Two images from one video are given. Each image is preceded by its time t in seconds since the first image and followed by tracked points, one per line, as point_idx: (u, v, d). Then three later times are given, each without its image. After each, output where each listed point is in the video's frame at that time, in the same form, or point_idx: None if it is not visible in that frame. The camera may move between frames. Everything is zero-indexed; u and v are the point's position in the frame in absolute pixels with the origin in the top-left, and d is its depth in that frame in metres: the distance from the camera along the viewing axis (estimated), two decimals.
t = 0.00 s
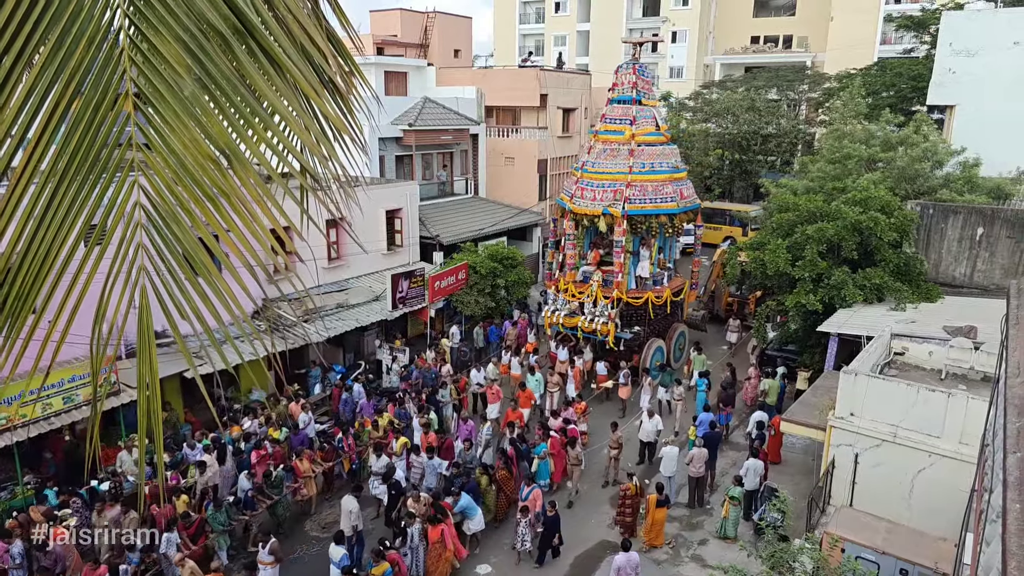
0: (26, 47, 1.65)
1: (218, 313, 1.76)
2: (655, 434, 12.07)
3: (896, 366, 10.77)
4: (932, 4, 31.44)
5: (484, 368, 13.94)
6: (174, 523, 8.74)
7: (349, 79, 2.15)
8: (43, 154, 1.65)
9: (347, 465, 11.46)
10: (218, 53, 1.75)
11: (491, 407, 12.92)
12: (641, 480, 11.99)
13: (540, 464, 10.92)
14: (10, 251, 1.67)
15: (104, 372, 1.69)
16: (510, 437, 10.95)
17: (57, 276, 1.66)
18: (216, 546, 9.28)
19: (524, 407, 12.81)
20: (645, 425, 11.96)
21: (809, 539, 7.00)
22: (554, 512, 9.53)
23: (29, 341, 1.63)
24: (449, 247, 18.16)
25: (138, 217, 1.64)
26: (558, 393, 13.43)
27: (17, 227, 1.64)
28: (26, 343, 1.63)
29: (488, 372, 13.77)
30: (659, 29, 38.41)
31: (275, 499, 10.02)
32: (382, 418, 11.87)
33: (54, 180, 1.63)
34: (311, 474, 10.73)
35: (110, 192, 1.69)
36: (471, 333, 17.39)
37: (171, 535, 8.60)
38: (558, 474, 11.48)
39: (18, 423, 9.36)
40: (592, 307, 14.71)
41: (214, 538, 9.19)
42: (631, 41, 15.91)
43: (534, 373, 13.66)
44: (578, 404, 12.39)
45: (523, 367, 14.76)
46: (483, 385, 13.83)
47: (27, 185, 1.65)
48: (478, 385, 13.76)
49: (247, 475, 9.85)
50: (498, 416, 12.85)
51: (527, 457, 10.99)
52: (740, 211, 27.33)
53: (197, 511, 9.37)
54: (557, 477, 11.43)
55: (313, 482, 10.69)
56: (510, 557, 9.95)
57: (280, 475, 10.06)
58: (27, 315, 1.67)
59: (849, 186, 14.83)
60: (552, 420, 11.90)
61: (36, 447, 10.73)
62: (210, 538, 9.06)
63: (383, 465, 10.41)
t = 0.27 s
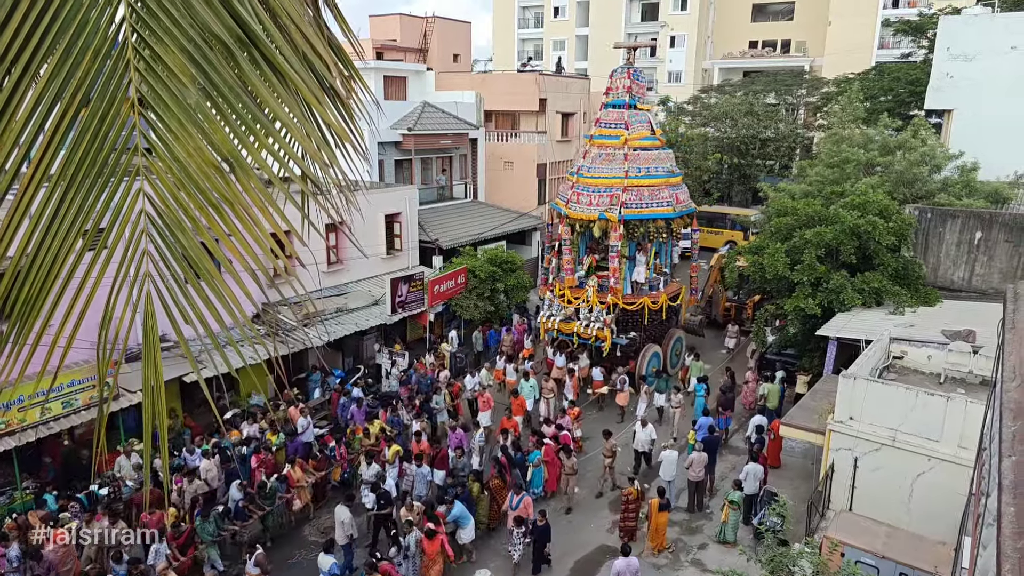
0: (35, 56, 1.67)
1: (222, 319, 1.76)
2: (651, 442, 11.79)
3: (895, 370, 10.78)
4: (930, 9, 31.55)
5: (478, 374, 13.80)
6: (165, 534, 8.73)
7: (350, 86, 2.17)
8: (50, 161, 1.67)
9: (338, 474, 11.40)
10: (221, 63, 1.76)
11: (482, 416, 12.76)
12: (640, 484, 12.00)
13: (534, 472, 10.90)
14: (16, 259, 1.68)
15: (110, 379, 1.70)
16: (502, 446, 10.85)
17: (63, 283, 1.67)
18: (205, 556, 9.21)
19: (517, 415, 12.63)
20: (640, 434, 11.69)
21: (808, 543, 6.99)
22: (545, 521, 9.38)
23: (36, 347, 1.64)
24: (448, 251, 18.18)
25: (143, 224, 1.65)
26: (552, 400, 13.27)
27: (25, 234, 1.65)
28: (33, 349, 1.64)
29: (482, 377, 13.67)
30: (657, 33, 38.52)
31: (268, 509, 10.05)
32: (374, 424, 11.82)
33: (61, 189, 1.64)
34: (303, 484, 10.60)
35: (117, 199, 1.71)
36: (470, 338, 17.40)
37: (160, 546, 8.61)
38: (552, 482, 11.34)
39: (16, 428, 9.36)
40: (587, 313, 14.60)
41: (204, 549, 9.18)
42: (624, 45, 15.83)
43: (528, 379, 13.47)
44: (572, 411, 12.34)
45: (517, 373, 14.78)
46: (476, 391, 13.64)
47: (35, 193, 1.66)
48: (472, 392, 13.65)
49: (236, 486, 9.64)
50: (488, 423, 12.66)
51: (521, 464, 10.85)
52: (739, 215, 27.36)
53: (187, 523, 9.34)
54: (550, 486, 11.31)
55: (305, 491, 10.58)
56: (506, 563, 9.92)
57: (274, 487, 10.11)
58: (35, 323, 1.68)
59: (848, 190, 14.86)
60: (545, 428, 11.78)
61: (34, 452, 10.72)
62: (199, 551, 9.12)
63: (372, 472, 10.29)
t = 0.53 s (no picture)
0: (35, 64, 1.68)
1: (219, 325, 1.77)
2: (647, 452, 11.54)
3: (895, 377, 10.77)
4: (928, 17, 31.68)
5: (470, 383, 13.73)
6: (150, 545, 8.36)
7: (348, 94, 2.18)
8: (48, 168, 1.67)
9: (328, 487, 11.10)
10: (219, 72, 1.77)
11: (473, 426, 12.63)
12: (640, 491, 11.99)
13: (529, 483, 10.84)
14: (15, 265, 1.68)
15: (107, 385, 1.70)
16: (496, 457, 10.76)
17: (61, 289, 1.68)
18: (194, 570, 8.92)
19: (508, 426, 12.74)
20: (635, 445, 11.44)
21: (808, 551, 6.97)
22: (537, 536, 9.21)
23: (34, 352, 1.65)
24: (448, 258, 18.19)
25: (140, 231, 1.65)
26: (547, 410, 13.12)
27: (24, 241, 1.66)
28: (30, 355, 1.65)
29: (475, 387, 13.65)
30: (656, 41, 38.66)
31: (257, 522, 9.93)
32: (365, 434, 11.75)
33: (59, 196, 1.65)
34: (293, 496, 10.49)
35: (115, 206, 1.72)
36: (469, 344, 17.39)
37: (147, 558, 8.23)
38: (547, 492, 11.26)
39: (14, 434, 9.34)
40: (584, 321, 14.72)
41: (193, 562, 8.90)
42: (620, 53, 15.71)
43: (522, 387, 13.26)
44: (565, 421, 12.34)
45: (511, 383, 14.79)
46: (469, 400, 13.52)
47: (34, 199, 1.67)
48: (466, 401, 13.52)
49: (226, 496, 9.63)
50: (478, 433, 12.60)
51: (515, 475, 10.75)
52: (738, 222, 27.41)
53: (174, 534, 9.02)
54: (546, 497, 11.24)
55: (295, 503, 10.47)
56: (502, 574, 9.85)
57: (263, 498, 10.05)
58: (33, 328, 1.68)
59: (846, 198, 14.88)
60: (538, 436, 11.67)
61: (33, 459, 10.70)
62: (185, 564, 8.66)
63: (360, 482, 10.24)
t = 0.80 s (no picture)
0: (28, 69, 1.68)
1: (211, 331, 1.77)
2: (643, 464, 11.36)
3: (894, 383, 10.76)
4: (926, 23, 31.79)
5: (464, 390, 13.53)
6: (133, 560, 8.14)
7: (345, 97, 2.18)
8: (43, 173, 1.68)
9: (321, 496, 10.97)
10: (213, 78, 1.77)
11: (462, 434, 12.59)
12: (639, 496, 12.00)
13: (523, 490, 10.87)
14: (8, 269, 1.68)
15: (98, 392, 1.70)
16: (491, 466, 10.69)
17: (55, 294, 1.69)
18: None
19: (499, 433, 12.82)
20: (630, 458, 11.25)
21: (808, 558, 6.95)
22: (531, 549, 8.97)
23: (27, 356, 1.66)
24: (447, 263, 18.18)
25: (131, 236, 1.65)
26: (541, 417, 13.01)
27: (17, 247, 1.66)
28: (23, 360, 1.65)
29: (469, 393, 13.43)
30: (655, 47, 38.78)
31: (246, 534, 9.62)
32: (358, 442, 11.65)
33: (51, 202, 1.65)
34: (284, 507, 10.22)
35: (108, 211, 1.72)
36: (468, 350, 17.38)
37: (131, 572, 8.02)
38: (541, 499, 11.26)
39: (13, 440, 9.32)
40: (581, 328, 14.49)
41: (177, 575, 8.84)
42: (616, 58, 15.74)
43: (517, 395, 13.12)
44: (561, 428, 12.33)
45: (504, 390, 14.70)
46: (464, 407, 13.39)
47: (26, 205, 1.67)
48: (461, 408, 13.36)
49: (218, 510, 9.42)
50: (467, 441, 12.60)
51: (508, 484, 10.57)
52: (737, 227, 27.42)
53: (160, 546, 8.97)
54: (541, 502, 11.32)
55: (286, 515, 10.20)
56: None
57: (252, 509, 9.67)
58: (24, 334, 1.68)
59: (845, 203, 14.90)
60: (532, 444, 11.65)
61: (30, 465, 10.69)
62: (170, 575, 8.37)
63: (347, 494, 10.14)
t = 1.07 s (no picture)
0: (23, 72, 1.69)
1: (202, 335, 1.78)
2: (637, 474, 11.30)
3: (893, 387, 10.76)
4: (924, 28, 31.88)
5: (459, 397, 13.50)
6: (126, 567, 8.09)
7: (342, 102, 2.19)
8: (36, 177, 1.69)
9: (311, 505, 10.91)
10: (206, 83, 1.78)
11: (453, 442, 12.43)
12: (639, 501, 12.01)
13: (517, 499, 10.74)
14: (2, 272, 1.70)
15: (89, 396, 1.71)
16: (485, 473, 10.69)
17: (48, 297, 1.70)
18: None
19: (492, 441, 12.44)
20: (625, 466, 11.23)
21: (806, 562, 6.95)
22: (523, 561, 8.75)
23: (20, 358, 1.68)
24: (446, 268, 18.19)
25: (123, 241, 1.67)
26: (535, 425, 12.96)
27: (11, 250, 1.68)
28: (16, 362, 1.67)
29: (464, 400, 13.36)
30: (654, 53, 38.88)
31: (235, 544, 9.55)
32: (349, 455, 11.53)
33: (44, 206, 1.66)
34: (274, 517, 10.18)
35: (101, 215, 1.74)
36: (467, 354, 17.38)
37: None
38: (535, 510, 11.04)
39: (9, 446, 9.31)
40: (582, 334, 14.43)
41: None
42: (612, 63, 15.81)
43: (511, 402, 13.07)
44: (556, 436, 12.29)
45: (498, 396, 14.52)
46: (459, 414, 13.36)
47: (20, 208, 1.69)
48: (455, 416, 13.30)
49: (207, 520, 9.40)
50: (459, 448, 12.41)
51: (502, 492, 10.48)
52: (736, 232, 27.46)
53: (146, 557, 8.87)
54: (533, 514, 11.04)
55: (276, 524, 10.17)
56: None
57: (241, 519, 9.65)
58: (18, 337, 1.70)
59: (843, 208, 14.93)
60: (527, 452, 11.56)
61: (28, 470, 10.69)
62: None
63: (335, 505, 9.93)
